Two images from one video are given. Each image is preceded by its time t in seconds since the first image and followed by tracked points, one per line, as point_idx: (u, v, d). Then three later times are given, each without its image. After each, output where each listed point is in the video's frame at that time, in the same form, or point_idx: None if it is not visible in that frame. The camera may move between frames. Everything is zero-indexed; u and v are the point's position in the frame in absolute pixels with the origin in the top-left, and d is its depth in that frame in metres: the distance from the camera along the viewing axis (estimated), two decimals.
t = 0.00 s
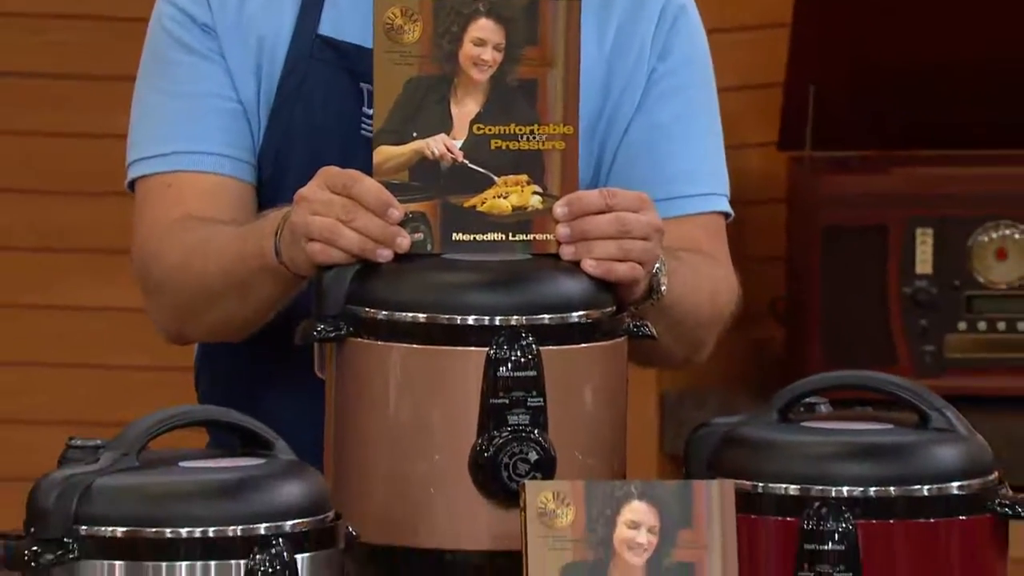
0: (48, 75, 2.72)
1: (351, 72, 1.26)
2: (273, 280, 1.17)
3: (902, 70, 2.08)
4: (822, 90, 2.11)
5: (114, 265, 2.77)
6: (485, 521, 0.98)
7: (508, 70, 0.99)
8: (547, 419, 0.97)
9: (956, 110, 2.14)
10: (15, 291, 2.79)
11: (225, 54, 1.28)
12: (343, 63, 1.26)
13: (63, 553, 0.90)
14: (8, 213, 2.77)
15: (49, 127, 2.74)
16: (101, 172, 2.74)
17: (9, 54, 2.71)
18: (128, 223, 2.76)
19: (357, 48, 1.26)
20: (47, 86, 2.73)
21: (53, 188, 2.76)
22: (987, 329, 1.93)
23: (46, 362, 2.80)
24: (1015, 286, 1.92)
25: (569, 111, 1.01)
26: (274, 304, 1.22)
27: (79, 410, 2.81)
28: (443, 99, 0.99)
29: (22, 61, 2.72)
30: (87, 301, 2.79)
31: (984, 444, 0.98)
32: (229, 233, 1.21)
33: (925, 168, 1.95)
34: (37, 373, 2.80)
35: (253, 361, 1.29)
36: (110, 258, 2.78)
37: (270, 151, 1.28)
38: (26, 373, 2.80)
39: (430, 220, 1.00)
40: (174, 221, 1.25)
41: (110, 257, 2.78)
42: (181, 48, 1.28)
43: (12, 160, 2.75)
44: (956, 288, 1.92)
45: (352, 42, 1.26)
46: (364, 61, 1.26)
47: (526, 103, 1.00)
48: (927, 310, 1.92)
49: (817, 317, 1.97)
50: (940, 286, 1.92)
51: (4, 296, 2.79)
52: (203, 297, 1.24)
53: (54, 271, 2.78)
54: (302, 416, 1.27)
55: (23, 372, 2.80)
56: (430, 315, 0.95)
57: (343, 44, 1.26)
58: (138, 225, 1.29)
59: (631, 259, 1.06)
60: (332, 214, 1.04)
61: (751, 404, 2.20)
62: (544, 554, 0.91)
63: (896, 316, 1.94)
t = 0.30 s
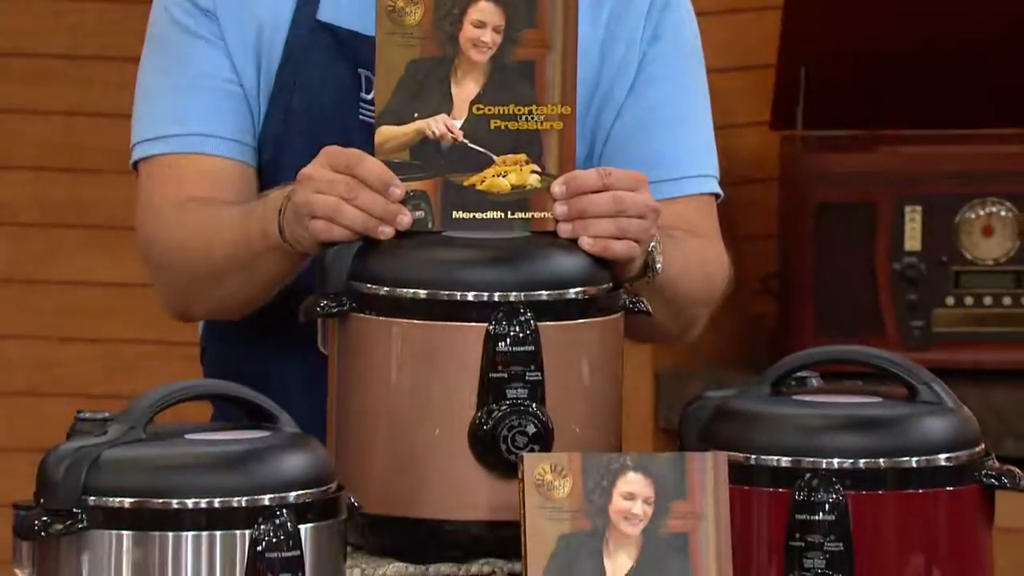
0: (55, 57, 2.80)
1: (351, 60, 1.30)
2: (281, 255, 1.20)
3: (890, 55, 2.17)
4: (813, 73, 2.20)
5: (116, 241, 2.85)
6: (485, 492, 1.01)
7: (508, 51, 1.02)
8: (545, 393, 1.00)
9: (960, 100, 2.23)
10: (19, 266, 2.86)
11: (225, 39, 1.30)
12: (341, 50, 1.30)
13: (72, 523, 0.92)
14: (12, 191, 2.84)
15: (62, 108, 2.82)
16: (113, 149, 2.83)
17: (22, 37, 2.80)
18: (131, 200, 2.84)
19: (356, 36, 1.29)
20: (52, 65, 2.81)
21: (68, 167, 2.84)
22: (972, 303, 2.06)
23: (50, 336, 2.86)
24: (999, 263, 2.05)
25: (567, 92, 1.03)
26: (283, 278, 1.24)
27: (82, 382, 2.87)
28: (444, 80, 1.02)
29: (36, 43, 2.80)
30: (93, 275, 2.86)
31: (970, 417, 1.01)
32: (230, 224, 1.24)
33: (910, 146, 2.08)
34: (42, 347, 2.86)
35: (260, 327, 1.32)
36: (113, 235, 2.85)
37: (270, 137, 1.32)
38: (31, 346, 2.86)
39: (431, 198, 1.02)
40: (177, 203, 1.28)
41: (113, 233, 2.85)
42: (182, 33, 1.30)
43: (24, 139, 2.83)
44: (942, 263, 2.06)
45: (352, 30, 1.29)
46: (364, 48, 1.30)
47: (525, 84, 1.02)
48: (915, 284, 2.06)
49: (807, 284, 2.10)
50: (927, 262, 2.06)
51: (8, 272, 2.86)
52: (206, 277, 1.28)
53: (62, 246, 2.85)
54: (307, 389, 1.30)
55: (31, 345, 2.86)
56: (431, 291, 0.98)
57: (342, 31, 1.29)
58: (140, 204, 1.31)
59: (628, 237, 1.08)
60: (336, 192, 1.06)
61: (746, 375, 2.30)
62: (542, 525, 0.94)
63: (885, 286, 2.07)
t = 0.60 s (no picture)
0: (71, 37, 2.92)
1: (347, 79, 1.36)
2: (292, 240, 1.27)
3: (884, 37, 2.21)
4: (806, 53, 2.25)
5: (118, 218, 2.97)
6: (487, 463, 1.04)
7: (508, 33, 1.04)
8: (545, 368, 1.03)
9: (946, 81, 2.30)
10: (34, 243, 2.99)
11: (224, 53, 1.37)
12: (337, 68, 1.36)
13: (82, 495, 0.94)
14: (27, 169, 2.97)
15: (73, 87, 2.94)
16: (116, 129, 2.95)
17: (39, 19, 2.92)
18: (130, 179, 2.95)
19: (351, 56, 1.35)
20: (65, 46, 2.93)
21: (82, 146, 2.96)
22: (961, 280, 2.10)
23: (60, 309, 3.01)
24: (987, 239, 2.09)
25: (566, 74, 1.05)
26: (287, 269, 1.33)
27: (92, 354, 3.01)
28: (445, 61, 1.04)
29: (54, 26, 2.92)
30: (104, 251, 2.99)
31: (959, 390, 1.03)
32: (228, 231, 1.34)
33: (901, 126, 2.11)
34: (51, 321, 3.01)
35: (262, 321, 1.40)
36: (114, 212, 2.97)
37: (272, 148, 1.41)
38: (41, 320, 3.01)
39: (433, 177, 1.05)
40: (177, 206, 1.38)
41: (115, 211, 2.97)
42: (184, 44, 1.37)
43: (40, 118, 2.96)
44: (932, 240, 2.09)
45: (349, 48, 1.35)
46: (360, 69, 1.36)
47: (525, 66, 1.05)
48: (905, 260, 2.10)
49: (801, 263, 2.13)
50: (917, 240, 2.10)
51: (21, 248, 3.00)
52: (208, 275, 1.38)
53: (70, 225, 2.98)
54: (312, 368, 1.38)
55: (42, 319, 3.01)
56: (433, 268, 1.01)
57: (338, 50, 1.35)
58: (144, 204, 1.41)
59: (626, 215, 1.11)
60: (340, 169, 1.09)
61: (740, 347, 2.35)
62: (541, 496, 0.96)
63: (874, 267, 2.11)
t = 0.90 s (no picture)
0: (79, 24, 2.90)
1: (349, 74, 1.38)
2: (293, 221, 1.28)
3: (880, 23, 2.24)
4: (800, 38, 2.28)
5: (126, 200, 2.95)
6: (487, 441, 1.06)
7: (508, 19, 1.07)
8: (543, 348, 1.06)
9: (937, 66, 2.33)
10: (42, 224, 2.97)
11: (230, 46, 1.40)
12: (340, 63, 1.38)
13: (92, 472, 0.96)
14: (34, 151, 2.95)
15: (78, 72, 2.92)
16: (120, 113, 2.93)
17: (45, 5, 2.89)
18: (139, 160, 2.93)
19: (354, 52, 1.37)
20: (71, 31, 2.90)
21: (87, 128, 2.94)
22: (951, 260, 2.13)
23: (68, 289, 2.99)
24: (977, 221, 2.13)
25: (564, 59, 1.08)
26: (291, 254, 1.35)
27: (101, 334, 2.98)
28: (446, 46, 1.07)
29: (58, 11, 2.90)
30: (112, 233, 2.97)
31: (949, 369, 1.05)
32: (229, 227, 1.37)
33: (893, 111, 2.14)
34: (60, 301, 2.99)
35: (264, 309, 1.44)
36: (123, 194, 2.95)
37: (276, 141, 1.43)
38: (50, 301, 2.99)
39: (434, 161, 1.07)
40: (183, 195, 1.41)
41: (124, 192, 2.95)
42: (189, 38, 1.40)
43: (44, 100, 2.93)
44: (923, 222, 2.13)
45: (352, 45, 1.37)
46: (362, 66, 1.38)
47: (523, 51, 1.07)
48: (898, 241, 2.13)
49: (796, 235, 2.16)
50: (908, 222, 2.13)
51: (28, 229, 2.98)
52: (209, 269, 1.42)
53: (71, 206, 2.96)
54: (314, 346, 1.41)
55: (49, 298, 2.99)
56: (434, 250, 1.03)
57: (343, 46, 1.37)
58: (151, 193, 1.44)
59: (623, 198, 1.14)
60: (343, 154, 1.12)
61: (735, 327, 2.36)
62: (540, 473, 0.98)
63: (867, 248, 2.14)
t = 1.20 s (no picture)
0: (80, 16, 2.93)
1: (358, 16, 1.43)
2: (298, 202, 1.32)
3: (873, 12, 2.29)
4: (794, 28, 2.34)
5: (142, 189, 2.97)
6: (487, 422, 1.09)
7: (509, 10, 1.09)
8: (543, 332, 1.08)
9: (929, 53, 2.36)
10: (56, 212, 2.99)
11: None
12: (349, 7, 1.43)
13: (100, 453, 0.98)
14: (44, 140, 2.98)
15: (76, 62, 2.94)
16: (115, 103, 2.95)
17: None
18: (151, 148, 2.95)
19: None
20: (70, 22, 2.94)
21: (87, 117, 2.96)
22: (941, 247, 2.20)
23: (85, 275, 3.01)
24: (965, 209, 2.19)
25: (564, 51, 1.11)
26: (291, 225, 1.38)
27: (102, 319, 3.01)
28: (448, 37, 1.09)
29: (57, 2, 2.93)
30: (123, 219, 2.99)
31: (939, 353, 1.08)
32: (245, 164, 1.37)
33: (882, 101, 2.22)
34: (66, 287, 3.01)
35: (270, 290, 1.47)
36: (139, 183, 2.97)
37: (285, 88, 1.46)
38: (53, 287, 3.01)
39: (436, 149, 1.10)
40: (198, 143, 1.40)
41: (140, 181, 2.97)
42: None
43: (50, 90, 2.96)
44: (914, 209, 2.20)
45: None
46: (369, 7, 1.43)
47: (524, 42, 1.10)
48: (889, 228, 2.20)
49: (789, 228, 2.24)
50: (900, 208, 2.21)
51: (38, 218, 3.00)
52: (219, 219, 1.40)
53: (72, 194, 2.99)
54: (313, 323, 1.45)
55: (59, 284, 3.01)
56: (436, 237, 1.05)
57: None
58: (164, 145, 1.43)
59: (621, 185, 1.16)
60: (347, 142, 1.14)
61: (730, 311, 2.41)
62: (540, 456, 1.01)
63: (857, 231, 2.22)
